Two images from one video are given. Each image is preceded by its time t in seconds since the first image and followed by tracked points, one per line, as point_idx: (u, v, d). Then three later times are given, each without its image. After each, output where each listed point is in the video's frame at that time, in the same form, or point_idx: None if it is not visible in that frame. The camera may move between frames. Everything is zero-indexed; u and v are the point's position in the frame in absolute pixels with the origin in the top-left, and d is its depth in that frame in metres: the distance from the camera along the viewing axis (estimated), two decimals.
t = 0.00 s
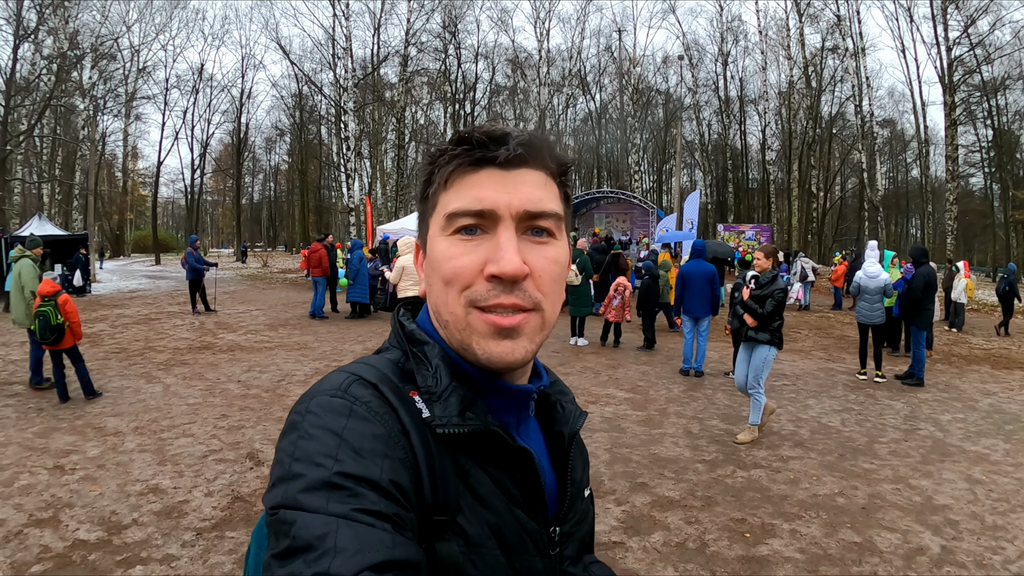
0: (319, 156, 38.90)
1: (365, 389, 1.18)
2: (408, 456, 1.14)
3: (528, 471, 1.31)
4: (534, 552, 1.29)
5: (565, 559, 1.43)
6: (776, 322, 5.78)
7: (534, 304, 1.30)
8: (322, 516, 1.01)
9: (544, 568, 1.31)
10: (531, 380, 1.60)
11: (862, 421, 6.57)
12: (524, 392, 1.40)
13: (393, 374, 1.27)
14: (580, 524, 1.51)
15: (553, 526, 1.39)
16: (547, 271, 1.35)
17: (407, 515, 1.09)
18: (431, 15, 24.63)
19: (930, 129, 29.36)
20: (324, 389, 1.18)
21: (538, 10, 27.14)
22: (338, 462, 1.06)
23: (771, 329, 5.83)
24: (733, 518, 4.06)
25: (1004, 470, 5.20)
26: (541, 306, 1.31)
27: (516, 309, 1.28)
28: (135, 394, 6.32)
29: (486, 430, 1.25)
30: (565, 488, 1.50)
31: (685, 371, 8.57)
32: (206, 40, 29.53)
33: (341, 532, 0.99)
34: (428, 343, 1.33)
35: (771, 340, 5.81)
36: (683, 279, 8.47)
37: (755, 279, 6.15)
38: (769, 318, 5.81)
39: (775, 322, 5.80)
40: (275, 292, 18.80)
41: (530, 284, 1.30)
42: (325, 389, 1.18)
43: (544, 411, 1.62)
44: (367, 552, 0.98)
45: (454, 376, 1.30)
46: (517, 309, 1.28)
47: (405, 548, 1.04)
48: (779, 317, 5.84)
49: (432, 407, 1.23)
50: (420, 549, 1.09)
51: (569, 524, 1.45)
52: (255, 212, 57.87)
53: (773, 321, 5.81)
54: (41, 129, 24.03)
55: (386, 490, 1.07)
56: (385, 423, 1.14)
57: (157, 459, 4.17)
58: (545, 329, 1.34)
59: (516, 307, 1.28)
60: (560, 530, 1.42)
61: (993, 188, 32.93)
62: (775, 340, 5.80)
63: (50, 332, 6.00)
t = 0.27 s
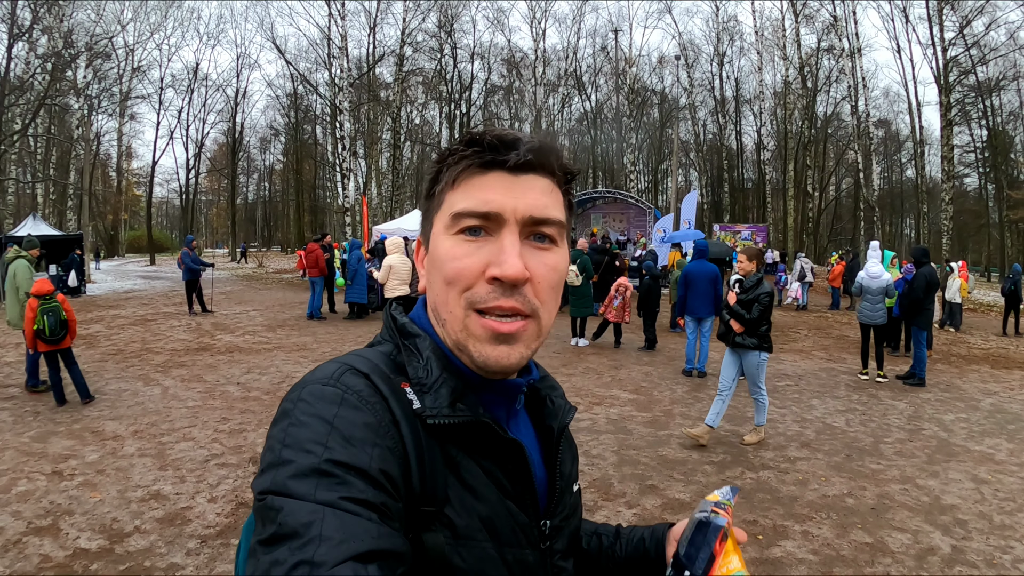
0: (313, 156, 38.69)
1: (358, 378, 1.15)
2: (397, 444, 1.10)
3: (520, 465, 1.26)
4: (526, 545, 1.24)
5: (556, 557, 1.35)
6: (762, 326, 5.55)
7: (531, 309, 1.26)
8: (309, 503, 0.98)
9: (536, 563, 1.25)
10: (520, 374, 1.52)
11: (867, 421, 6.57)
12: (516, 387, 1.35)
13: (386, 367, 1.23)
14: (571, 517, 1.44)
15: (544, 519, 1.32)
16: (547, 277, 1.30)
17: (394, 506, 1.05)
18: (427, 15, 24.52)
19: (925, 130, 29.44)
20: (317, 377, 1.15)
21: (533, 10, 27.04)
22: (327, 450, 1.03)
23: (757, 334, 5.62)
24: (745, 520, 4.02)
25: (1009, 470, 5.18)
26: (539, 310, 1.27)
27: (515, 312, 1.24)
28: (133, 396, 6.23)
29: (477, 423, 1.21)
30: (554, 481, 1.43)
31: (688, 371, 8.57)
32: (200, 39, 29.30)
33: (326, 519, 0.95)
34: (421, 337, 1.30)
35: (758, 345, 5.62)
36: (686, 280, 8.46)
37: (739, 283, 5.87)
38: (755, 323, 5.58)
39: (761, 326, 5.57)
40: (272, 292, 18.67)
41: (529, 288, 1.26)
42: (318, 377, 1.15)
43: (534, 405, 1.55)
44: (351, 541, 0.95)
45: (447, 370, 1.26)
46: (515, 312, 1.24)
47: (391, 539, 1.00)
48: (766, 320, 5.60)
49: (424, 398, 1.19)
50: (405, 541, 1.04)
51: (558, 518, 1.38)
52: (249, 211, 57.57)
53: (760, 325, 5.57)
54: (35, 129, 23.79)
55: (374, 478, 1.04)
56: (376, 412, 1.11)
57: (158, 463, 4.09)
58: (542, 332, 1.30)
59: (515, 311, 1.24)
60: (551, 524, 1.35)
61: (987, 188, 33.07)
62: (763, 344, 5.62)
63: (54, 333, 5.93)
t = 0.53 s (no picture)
0: (300, 152, 38.31)
1: (361, 377, 1.10)
2: (400, 444, 1.05)
3: (526, 466, 1.20)
4: (532, 551, 1.18)
5: (563, 561, 1.28)
6: (728, 326, 5.30)
7: (533, 307, 1.20)
8: (309, 504, 0.93)
9: (541, 567, 1.19)
10: (527, 374, 1.45)
11: (859, 417, 6.63)
12: (521, 386, 1.30)
13: (388, 366, 1.18)
14: (579, 526, 1.37)
15: (550, 524, 1.26)
16: (547, 276, 1.25)
17: (397, 505, 1.00)
18: (414, 10, 24.32)
19: (910, 126, 29.71)
20: (319, 376, 1.11)
21: (521, 5, 26.88)
22: (329, 448, 0.99)
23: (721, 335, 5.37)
24: (744, 518, 4.03)
25: (1001, 464, 5.25)
26: (540, 310, 1.21)
27: (516, 312, 1.18)
28: (121, 398, 6.12)
29: (480, 422, 1.15)
30: (560, 486, 1.36)
31: (682, 368, 8.62)
32: (183, 34, 28.80)
33: (327, 520, 0.91)
34: (424, 337, 1.24)
35: (721, 346, 5.35)
36: (679, 277, 8.48)
37: (703, 281, 5.69)
38: (719, 323, 5.32)
39: (727, 326, 5.33)
40: (260, 290, 18.48)
41: (529, 287, 1.20)
42: (321, 377, 1.10)
43: (540, 411, 1.48)
44: (351, 541, 0.91)
45: (450, 369, 1.20)
46: (516, 312, 1.18)
47: (392, 538, 0.96)
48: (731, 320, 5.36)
49: (427, 399, 1.14)
50: (408, 542, 0.99)
51: (566, 525, 1.32)
52: (235, 208, 56.93)
53: (724, 326, 5.33)
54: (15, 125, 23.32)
55: (376, 478, 0.99)
56: (378, 412, 1.06)
57: (150, 468, 4.01)
58: (543, 332, 1.24)
59: (516, 310, 1.19)
60: (558, 530, 1.28)
61: (971, 184, 33.47)
62: (725, 346, 5.34)
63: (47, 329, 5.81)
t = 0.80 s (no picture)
0: (288, 150, 37.99)
1: (371, 375, 1.08)
2: (408, 442, 1.03)
3: (533, 471, 1.18)
4: (535, 557, 1.14)
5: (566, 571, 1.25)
6: (701, 322, 5.24)
7: (542, 308, 1.18)
8: (315, 497, 0.91)
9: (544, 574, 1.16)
10: (535, 381, 1.43)
11: (851, 412, 6.69)
12: (529, 391, 1.27)
13: (397, 364, 1.16)
14: (584, 538, 1.33)
15: (555, 532, 1.23)
16: (557, 278, 1.23)
17: (403, 502, 0.98)
18: (403, 7, 24.17)
19: (897, 123, 29.94)
20: (329, 373, 1.10)
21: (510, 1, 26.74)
22: (337, 443, 0.96)
23: (691, 331, 5.23)
24: (740, 514, 4.05)
25: (993, 459, 5.31)
26: (549, 312, 1.19)
27: (525, 312, 1.17)
28: (111, 400, 6.04)
29: (487, 424, 1.13)
30: (567, 496, 1.33)
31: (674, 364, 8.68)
32: (169, 30, 28.42)
33: (332, 514, 0.89)
34: (434, 338, 1.22)
35: (693, 342, 5.19)
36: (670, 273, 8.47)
37: (673, 275, 5.55)
38: (692, 317, 5.24)
39: (699, 323, 5.25)
40: (250, 289, 18.32)
41: (539, 288, 1.18)
42: (331, 373, 1.09)
43: (549, 419, 1.47)
44: (356, 537, 0.89)
45: (459, 371, 1.18)
46: (525, 313, 1.17)
47: (396, 535, 0.93)
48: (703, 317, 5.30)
49: (435, 398, 1.12)
50: (412, 542, 0.97)
51: (571, 535, 1.29)
52: (222, 206, 56.44)
53: (696, 321, 5.24)
54: None
55: (384, 474, 0.97)
56: (387, 409, 1.04)
57: (142, 472, 3.97)
58: (553, 334, 1.22)
59: (526, 310, 1.17)
60: (563, 539, 1.25)
61: (957, 180, 33.79)
62: (696, 343, 5.21)
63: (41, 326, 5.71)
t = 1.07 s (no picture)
0: (286, 148, 37.90)
1: (370, 376, 1.09)
2: (406, 444, 1.03)
3: (534, 472, 1.18)
4: (536, 560, 1.15)
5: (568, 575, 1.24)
6: (674, 329, 5.05)
7: (544, 305, 1.18)
8: (314, 500, 0.92)
9: None
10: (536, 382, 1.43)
11: (851, 409, 6.70)
12: (530, 391, 1.27)
13: (397, 364, 1.17)
14: (586, 540, 1.33)
15: (556, 535, 1.23)
16: (558, 276, 1.23)
17: (402, 503, 0.99)
18: (401, 5, 24.13)
19: (897, 121, 29.92)
20: (328, 373, 1.11)
21: None
22: (335, 444, 0.97)
23: (662, 338, 5.02)
24: (740, 511, 4.06)
25: (991, 456, 5.33)
26: (550, 312, 1.19)
27: (527, 311, 1.17)
28: (111, 399, 6.05)
29: (487, 425, 1.13)
30: (567, 497, 1.33)
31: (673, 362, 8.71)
32: (167, 29, 28.32)
33: (331, 518, 0.90)
34: (434, 339, 1.22)
35: (664, 349, 4.98)
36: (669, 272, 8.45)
37: (646, 279, 5.26)
38: (665, 324, 5.03)
39: (671, 329, 5.05)
40: (249, 288, 18.31)
41: (541, 286, 1.19)
42: (330, 373, 1.10)
43: (550, 421, 1.47)
44: (354, 539, 0.89)
45: (459, 371, 1.19)
46: (528, 312, 1.17)
47: (395, 536, 0.94)
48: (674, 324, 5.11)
49: (435, 399, 1.13)
50: (412, 544, 0.98)
51: (572, 537, 1.28)
52: (221, 205, 56.32)
53: (668, 329, 5.03)
54: None
55: (382, 476, 0.98)
56: (386, 410, 1.04)
57: (143, 470, 3.97)
58: (555, 335, 1.22)
59: (526, 309, 1.17)
60: (563, 542, 1.25)
61: (957, 178, 33.79)
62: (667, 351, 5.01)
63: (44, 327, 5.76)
